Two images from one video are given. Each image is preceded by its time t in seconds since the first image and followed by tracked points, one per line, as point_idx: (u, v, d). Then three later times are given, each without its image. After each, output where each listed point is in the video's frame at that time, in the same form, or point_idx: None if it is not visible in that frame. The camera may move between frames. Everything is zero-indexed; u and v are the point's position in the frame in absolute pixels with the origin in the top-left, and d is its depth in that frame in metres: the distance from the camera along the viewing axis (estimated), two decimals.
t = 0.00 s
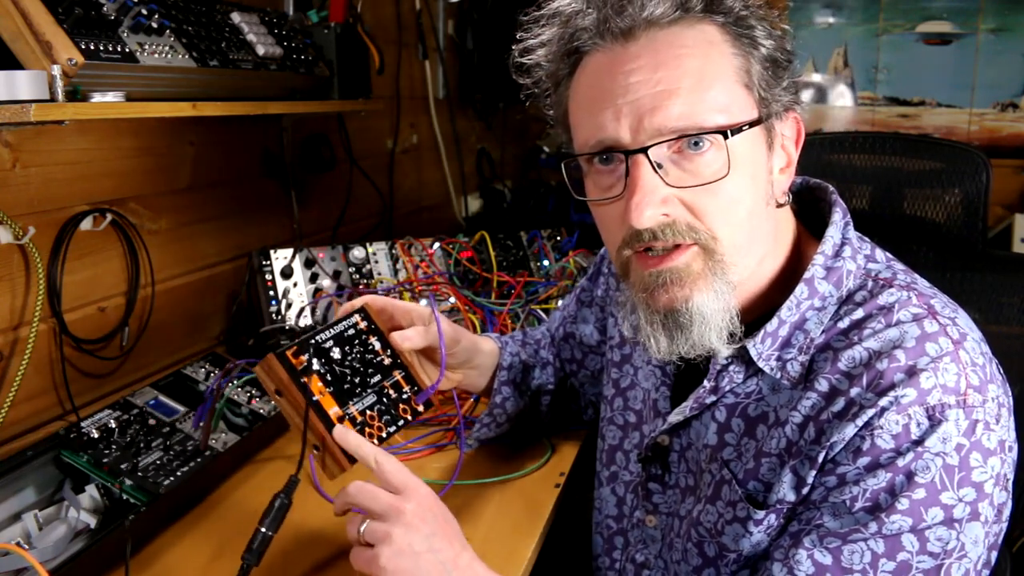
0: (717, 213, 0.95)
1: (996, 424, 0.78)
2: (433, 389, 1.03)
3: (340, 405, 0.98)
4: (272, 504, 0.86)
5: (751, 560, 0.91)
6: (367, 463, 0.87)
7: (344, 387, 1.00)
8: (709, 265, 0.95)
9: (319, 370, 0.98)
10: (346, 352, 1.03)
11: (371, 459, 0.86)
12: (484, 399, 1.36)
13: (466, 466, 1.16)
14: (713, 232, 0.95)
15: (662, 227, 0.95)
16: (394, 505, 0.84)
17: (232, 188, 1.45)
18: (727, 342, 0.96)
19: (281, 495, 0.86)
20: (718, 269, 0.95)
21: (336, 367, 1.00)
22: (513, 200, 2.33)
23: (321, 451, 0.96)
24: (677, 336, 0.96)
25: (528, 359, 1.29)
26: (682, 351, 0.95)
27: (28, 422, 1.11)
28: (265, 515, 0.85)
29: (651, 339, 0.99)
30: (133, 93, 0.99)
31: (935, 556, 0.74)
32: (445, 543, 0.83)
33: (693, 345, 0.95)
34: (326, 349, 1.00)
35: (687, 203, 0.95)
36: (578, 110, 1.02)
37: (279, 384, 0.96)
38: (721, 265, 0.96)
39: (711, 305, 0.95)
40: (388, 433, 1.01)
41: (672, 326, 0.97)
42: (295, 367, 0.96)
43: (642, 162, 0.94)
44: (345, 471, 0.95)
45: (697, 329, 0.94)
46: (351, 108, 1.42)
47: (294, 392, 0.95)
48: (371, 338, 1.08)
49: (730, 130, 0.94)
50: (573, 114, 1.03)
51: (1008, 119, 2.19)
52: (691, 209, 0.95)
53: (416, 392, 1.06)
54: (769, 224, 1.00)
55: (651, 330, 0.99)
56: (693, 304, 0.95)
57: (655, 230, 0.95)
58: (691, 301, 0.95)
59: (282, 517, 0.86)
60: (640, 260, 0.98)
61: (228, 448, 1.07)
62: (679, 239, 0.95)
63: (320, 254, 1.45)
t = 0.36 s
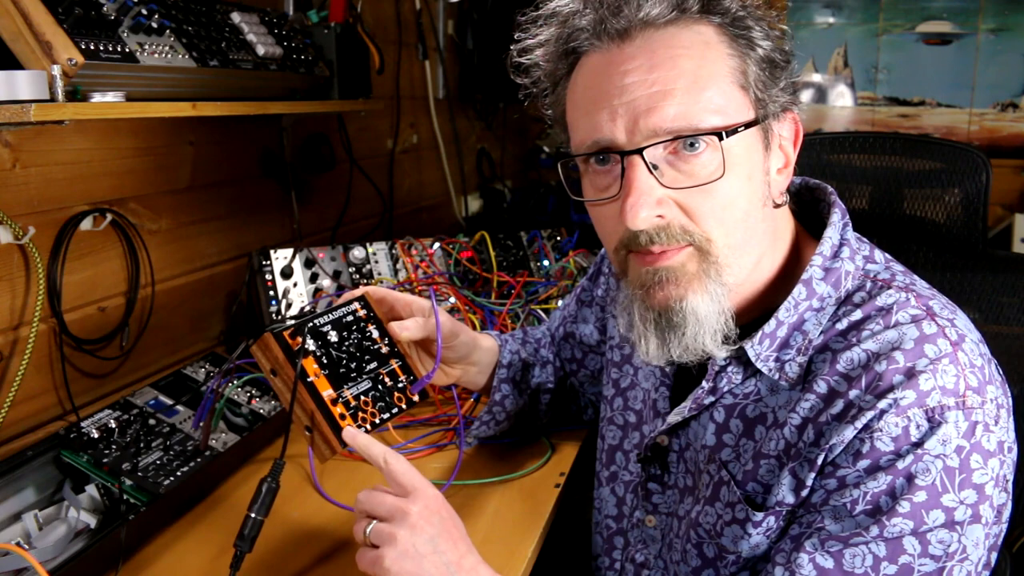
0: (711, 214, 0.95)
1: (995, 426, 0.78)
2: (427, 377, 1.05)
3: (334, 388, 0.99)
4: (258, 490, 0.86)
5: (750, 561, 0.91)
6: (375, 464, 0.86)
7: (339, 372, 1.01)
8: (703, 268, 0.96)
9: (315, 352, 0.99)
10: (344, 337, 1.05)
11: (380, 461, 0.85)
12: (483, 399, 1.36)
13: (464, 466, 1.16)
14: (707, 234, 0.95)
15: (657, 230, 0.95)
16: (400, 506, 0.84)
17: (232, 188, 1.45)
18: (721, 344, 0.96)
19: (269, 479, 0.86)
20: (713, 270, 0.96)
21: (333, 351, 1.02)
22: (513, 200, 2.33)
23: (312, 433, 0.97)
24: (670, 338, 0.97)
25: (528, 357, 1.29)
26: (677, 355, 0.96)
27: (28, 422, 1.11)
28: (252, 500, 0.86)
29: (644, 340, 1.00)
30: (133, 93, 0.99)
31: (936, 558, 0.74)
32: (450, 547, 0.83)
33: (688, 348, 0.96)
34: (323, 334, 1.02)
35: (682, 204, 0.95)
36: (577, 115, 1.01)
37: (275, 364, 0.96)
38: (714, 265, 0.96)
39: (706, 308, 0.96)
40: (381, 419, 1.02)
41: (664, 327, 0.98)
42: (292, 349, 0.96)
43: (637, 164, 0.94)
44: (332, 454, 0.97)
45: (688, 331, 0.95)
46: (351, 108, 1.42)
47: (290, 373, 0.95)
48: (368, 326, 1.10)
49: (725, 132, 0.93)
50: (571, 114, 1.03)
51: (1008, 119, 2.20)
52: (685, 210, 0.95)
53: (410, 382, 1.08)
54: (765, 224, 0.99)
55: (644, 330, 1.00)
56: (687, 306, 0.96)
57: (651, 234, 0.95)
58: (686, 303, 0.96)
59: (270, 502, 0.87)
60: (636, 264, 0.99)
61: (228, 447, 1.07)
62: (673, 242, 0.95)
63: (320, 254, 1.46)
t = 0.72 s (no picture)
0: (712, 215, 0.95)
1: (997, 425, 0.78)
2: (432, 374, 1.05)
3: (340, 386, 0.99)
4: (261, 489, 0.86)
5: (751, 559, 0.91)
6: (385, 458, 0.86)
7: (344, 370, 1.01)
8: (706, 270, 0.96)
9: (320, 350, 1.00)
10: (348, 336, 1.05)
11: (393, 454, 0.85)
12: (484, 399, 1.36)
13: (466, 466, 1.16)
14: (708, 235, 0.95)
15: (658, 229, 0.95)
16: (413, 498, 0.84)
17: (232, 188, 1.45)
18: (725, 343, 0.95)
19: (272, 478, 0.86)
20: (716, 272, 0.96)
21: (338, 349, 1.02)
22: (513, 200, 2.34)
23: (318, 431, 0.97)
24: (676, 340, 0.97)
25: (530, 357, 1.29)
26: (681, 356, 0.96)
27: (28, 422, 1.11)
28: (256, 499, 0.86)
29: (650, 342, 1.00)
30: (133, 93, 0.99)
31: (936, 556, 0.74)
32: (458, 543, 0.83)
33: (691, 349, 0.96)
34: (328, 331, 1.02)
35: (683, 204, 0.95)
36: (578, 110, 1.01)
37: (280, 362, 0.97)
38: (717, 267, 0.96)
39: (709, 310, 0.95)
40: (388, 416, 1.01)
41: (670, 330, 0.97)
42: (297, 347, 0.96)
43: (638, 165, 0.94)
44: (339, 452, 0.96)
45: (694, 334, 0.95)
46: (351, 108, 1.42)
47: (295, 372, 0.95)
48: (373, 325, 1.10)
49: (725, 133, 0.93)
50: (573, 114, 1.03)
51: (1008, 119, 2.21)
52: (687, 211, 0.95)
53: (416, 379, 1.08)
54: (767, 225, 0.99)
55: (650, 333, 0.99)
56: (690, 309, 0.96)
57: (652, 232, 0.95)
58: (688, 305, 0.96)
59: (273, 502, 0.87)
60: (638, 262, 0.99)
61: (228, 448, 1.07)
62: (675, 241, 0.95)
63: (320, 254, 1.45)
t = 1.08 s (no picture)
0: (708, 213, 0.95)
1: (1000, 422, 0.78)
2: (434, 372, 1.05)
3: (340, 381, 0.99)
4: (260, 484, 0.86)
5: (754, 556, 0.91)
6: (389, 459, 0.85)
7: (344, 365, 1.01)
8: (702, 267, 0.96)
9: (321, 346, 0.99)
10: (350, 332, 1.05)
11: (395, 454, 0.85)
12: (484, 398, 1.36)
13: (466, 466, 1.16)
14: (705, 232, 0.96)
15: (654, 225, 0.95)
16: (415, 497, 0.84)
17: (232, 188, 1.45)
18: (724, 340, 0.96)
19: (270, 473, 0.86)
20: (711, 269, 0.96)
21: (339, 344, 1.02)
22: (513, 200, 2.34)
23: (318, 426, 0.97)
24: (671, 336, 0.97)
25: (530, 357, 1.29)
26: (677, 351, 0.97)
27: (28, 422, 1.10)
28: (255, 495, 0.86)
29: (646, 337, 1.00)
30: (133, 93, 0.99)
31: (938, 552, 0.74)
32: (460, 541, 0.83)
33: (687, 345, 0.96)
34: (329, 327, 1.02)
35: (680, 201, 0.95)
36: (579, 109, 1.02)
37: (282, 358, 0.97)
38: (713, 265, 0.96)
39: (704, 306, 0.96)
40: (387, 413, 1.01)
41: (666, 325, 0.98)
42: (298, 343, 0.96)
43: (636, 162, 0.94)
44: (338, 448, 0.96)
45: (689, 330, 0.96)
46: (351, 108, 1.42)
47: (297, 369, 0.95)
48: (374, 322, 1.10)
49: (721, 131, 0.93)
50: (574, 112, 1.04)
51: (1008, 119, 2.21)
52: (683, 208, 0.95)
53: (416, 377, 1.08)
54: (767, 224, 0.99)
55: (647, 328, 1.00)
56: (686, 304, 0.96)
57: (648, 229, 0.96)
58: (684, 301, 0.96)
59: (271, 497, 0.87)
60: (636, 258, 0.99)
61: (228, 447, 1.07)
62: (671, 238, 0.95)
63: (320, 254, 1.45)
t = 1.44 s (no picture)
0: (706, 212, 0.95)
1: (999, 424, 0.78)
2: (430, 373, 1.05)
3: (337, 384, 0.99)
4: (257, 487, 0.86)
5: (752, 557, 0.91)
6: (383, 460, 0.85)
7: (342, 368, 1.01)
8: (699, 266, 0.96)
9: (317, 348, 0.99)
10: (347, 334, 1.05)
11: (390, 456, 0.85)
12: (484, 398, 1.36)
13: (465, 466, 1.16)
14: (702, 232, 0.96)
15: (651, 225, 0.96)
16: (409, 498, 0.84)
17: (232, 188, 1.45)
18: (722, 341, 0.96)
19: (268, 475, 0.86)
20: (708, 270, 0.96)
21: (336, 347, 1.02)
22: (513, 200, 2.34)
23: (315, 429, 0.97)
24: (669, 336, 0.97)
25: (529, 357, 1.29)
26: (673, 351, 0.96)
27: (28, 422, 1.10)
28: (251, 497, 0.86)
29: (644, 337, 1.00)
30: (133, 93, 0.99)
31: (936, 554, 0.74)
32: (455, 541, 0.83)
33: (685, 345, 0.96)
34: (326, 329, 1.02)
35: (676, 200, 0.96)
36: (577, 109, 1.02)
37: (278, 360, 0.96)
38: (710, 264, 0.96)
39: (701, 307, 0.96)
40: (384, 415, 1.01)
41: (664, 325, 0.97)
42: (293, 345, 0.95)
43: (633, 161, 0.95)
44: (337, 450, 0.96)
45: (687, 328, 0.95)
46: (351, 108, 1.42)
47: (293, 372, 0.94)
48: (371, 324, 1.10)
49: (717, 130, 0.93)
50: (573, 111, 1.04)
51: (1008, 119, 2.22)
52: (680, 207, 0.96)
53: (413, 378, 1.08)
54: (765, 223, 0.99)
55: (644, 328, 0.99)
56: (683, 305, 0.96)
57: (645, 228, 0.96)
58: (682, 302, 0.96)
59: (270, 500, 0.87)
60: (633, 258, 1.00)
61: (228, 447, 1.07)
62: (668, 237, 0.96)
63: (320, 254, 1.45)
